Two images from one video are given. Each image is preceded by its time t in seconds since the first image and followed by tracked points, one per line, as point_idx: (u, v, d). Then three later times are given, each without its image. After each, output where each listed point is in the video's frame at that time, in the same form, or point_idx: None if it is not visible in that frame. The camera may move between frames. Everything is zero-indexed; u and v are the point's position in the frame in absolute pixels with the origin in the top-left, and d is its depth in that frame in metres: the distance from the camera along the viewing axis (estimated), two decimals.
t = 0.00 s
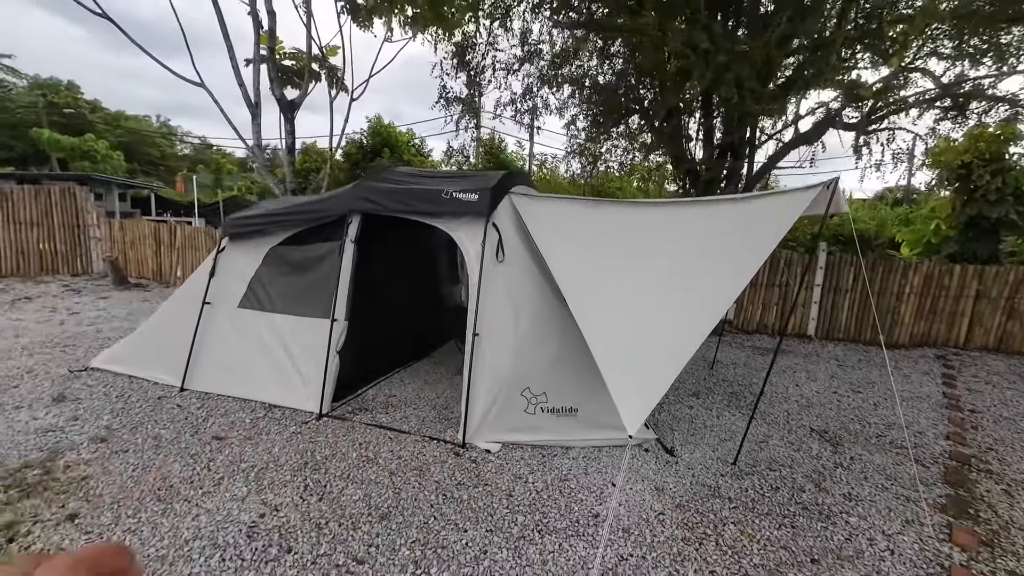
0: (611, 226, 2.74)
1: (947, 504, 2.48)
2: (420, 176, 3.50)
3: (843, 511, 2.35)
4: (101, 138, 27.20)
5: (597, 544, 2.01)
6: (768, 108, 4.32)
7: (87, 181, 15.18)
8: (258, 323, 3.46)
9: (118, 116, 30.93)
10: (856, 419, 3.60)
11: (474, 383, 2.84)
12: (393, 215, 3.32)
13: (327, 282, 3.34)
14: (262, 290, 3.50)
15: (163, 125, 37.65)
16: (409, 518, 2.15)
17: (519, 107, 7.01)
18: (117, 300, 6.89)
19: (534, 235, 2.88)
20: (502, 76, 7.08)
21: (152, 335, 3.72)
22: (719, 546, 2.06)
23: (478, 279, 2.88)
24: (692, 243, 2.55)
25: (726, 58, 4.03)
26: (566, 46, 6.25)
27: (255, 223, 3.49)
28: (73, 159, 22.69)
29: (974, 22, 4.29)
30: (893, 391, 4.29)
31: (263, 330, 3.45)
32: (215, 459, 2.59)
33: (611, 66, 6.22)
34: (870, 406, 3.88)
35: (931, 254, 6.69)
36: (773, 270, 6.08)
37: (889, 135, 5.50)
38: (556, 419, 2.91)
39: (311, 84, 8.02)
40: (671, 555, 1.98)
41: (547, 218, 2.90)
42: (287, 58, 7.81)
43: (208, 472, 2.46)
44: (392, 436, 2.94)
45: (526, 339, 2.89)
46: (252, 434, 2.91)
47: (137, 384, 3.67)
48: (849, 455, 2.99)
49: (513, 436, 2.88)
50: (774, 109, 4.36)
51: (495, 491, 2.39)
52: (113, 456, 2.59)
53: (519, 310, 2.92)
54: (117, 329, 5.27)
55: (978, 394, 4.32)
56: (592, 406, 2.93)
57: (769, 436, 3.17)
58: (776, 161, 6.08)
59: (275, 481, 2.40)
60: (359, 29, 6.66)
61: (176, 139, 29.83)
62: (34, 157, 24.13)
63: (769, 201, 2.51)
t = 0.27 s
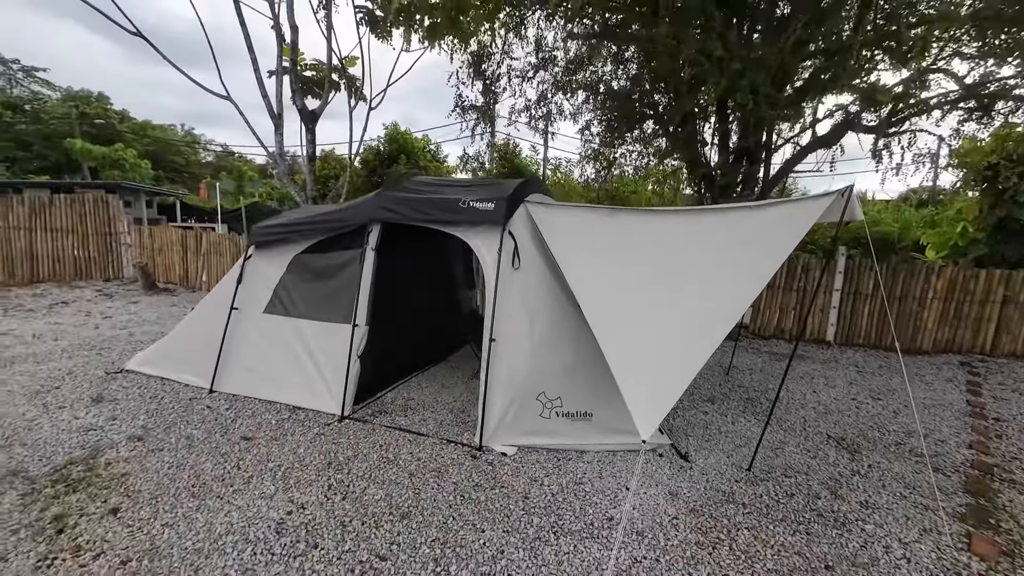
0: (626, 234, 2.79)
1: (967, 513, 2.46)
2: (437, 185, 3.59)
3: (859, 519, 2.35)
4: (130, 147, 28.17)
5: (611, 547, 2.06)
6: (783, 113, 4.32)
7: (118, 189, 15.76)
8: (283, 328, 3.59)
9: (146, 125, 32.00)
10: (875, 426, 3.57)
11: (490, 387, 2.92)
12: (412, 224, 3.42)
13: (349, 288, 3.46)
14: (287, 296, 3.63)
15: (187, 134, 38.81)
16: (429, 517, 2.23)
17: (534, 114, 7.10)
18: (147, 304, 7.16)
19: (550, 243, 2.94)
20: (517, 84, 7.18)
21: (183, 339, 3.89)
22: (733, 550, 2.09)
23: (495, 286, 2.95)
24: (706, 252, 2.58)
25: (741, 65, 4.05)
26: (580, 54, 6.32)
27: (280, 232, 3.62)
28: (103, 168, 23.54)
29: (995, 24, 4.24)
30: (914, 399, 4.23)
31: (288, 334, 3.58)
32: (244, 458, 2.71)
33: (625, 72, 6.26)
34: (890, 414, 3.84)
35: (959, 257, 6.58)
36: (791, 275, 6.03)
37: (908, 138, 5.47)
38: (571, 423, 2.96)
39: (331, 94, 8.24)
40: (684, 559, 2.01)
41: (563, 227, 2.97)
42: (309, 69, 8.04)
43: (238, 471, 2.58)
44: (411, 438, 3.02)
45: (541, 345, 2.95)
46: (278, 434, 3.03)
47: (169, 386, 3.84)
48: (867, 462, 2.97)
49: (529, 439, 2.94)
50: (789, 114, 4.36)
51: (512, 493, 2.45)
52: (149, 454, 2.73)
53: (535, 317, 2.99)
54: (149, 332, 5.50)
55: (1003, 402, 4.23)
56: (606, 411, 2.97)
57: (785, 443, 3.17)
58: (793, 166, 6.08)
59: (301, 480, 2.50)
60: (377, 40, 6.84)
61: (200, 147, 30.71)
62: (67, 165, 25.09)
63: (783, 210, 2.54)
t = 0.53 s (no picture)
0: (634, 241, 2.85)
1: (975, 517, 2.46)
2: (449, 192, 3.69)
3: (865, 521, 2.37)
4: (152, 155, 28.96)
5: (616, 543, 2.12)
6: (792, 119, 4.35)
7: (141, 196, 16.24)
8: (301, 331, 3.71)
9: (167, 134, 32.87)
10: (885, 431, 3.56)
11: (501, 389, 3.00)
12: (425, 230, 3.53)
13: (364, 293, 3.57)
14: (304, 300, 3.76)
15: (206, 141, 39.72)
16: (441, 513, 2.31)
17: (544, 119, 7.19)
18: (169, 308, 7.40)
19: (558, 249, 3.02)
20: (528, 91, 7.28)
21: (206, 341, 4.04)
22: (737, 549, 2.13)
23: (505, 291, 3.04)
24: (711, 257, 2.63)
25: (749, 72, 4.10)
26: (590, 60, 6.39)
27: (298, 238, 3.75)
28: (127, 175, 24.25)
29: (1008, 27, 4.22)
30: (927, 404, 4.20)
31: (305, 337, 3.70)
32: (264, 455, 2.83)
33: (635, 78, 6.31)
34: (901, 418, 3.82)
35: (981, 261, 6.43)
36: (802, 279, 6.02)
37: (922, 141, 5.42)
38: (579, 425, 3.03)
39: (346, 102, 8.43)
40: (688, 556, 2.06)
41: (572, 233, 3.04)
42: (324, 78, 8.25)
43: (259, 467, 2.70)
44: (424, 438, 3.12)
45: (550, 348, 3.03)
46: (296, 433, 3.15)
47: (192, 386, 4.00)
48: (876, 466, 2.98)
49: (538, 440, 3.02)
50: (798, 119, 4.39)
51: (520, 491, 2.52)
52: (175, 451, 2.86)
53: (544, 320, 3.06)
54: (171, 335, 5.69)
55: (1020, 407, 4.18)
56: (614, 413, 3.03)
57: (793, 446, 3.19)
58: (804, 170, 6.05)
59: (319, 477, 2.61)
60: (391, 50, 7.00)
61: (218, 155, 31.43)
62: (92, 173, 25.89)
63: (788, 215, 2.57)
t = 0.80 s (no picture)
0: (631, 243, 2.96)
1: (962, 511, 2.53)
2: (454, 198, 3.83)
3: (853, 513, 2.45)
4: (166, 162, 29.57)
5: (609, 531, 2.23)
6: (790, 124, 4.43)
7: (156, 202, 16.63)
8: (311, 331, 3.86)
9: (181, 141, 33.53)
10: (881, 429, 3.62)
11: (502, 386, 3.12)
12: (430, 234, 3.66)
13: (371, 294, 3.71)
14: (315, 301, 3.91)
15: (219, 148, 40.42)
16: (443, 502, 2.44)
17: (549, 125, 7.33)
18: (184, 311, 7.62)
19: (558, 252, 3.14)
20: (532, 97, 7.41)
21: (221, 341, 4.21)
22: (725, 538, 2.22)
23: (506, 292, 3.16)
24: (705, 258, 2.73)
25: (744, 79, 4.22)
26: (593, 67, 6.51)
27: (309, 242, 3.90)
28: (142, 182, 24.78)
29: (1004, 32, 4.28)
30: (925, 404, 4.25)
31: (316, 337, 3.85)
32: (276, 449, 2.97)
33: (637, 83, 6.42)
34: (898, 418, 3.88)
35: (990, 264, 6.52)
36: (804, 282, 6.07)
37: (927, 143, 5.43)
38: (577, 422, 3.13)
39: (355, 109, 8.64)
40: (678, 543, 2.16)
41: (571, 236, 3.16)
42: (334, 86, 8.46)
43: (272, 459, 2.84)
44: (428, 433, 3.24)
45: (550, 347, 3.14)
46: (306, 428, 3.29)
47: (208, 384, 4.17)
48: (869, 463, 3.05)
49: (538, 436, 3.13)
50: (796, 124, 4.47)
51: (519, 483, 2.63)
52: (193, 444, 3.02)
53: (543, 320, 3.18)
54: (187, 336, 5.88)
55: (1020, 407, 4.20)
56: (611, 410, 3.13)
57: (788, 443, 3.27)
58: (805, 174, 6.15)
59: (328, 469, 2.74)
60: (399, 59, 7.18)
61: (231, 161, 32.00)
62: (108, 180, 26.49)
63: (778, 218, 2.68)
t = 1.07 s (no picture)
0: (621, 245, 3.10)
1: (938, 499, 2.63)
2: (453, 201, 3.98)
3: (832, 501, 2.56)
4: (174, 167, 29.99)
5: (597, 515, 2.36)
6: (780, 128, 4.55)
7: (164, 206, 16.92)
8: (317, 330, 4.01)
9: (188, 146, 33.99)
10: (868, 425, 3.72)
11: (498, 382, 3.26)
12: (430, 236, 3.81)
13: (374, 294, 3.86)
14: (319, 301, 4.06)
15: (225, 153, 40.88)
16: (441, 489, 2.57)
17: (548, 129, 7.48)
18: (193, 312, 7.80)
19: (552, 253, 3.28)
20: (532, 102, 7.57)
21: (229, 340, 4.37)
22: (707, 522, 2.34)
23: (503, 291, 3.29)
24: (691, 259, 2.86)
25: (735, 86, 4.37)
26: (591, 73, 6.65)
27: (313, 244, 4.05)
28: (151, 186, 25.17)
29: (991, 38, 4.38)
30: (914, 400, 4.34)
31: (320, 335, 4.00)
32: (283, 440, 3.12)
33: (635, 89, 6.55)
34: (886, 414, 3.97)
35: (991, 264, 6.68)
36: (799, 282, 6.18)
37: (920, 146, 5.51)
38: (571, 416, 3.26)
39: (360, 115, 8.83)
40: (662, 527, 2.28)
41: (565, 238, 3.30)
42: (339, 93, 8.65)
43: (279, 450, 2.99)
44: (428, 427, 3.38)
45: (544, 344, 3.28)
46: (311, 422, 3.44)
47: (217, 381, 4.33)
48: (853, 455, 3.16)
49: (533, 429, 3.26)
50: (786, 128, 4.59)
51: (514, 473, 2.76)
52: (205, 436, 3.17)
53: (538, 318, 3.32)
54: (196, 336, 6.06)
55: (1008, 403, 4.28)
56: (603, 405, 3.26)
57: (775, 437, 3.38)
58: (800, 175, 6.29)
59: (332, 459, 2.89)
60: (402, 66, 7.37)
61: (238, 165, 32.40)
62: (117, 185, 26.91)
63: (762, 220, 2.79)
